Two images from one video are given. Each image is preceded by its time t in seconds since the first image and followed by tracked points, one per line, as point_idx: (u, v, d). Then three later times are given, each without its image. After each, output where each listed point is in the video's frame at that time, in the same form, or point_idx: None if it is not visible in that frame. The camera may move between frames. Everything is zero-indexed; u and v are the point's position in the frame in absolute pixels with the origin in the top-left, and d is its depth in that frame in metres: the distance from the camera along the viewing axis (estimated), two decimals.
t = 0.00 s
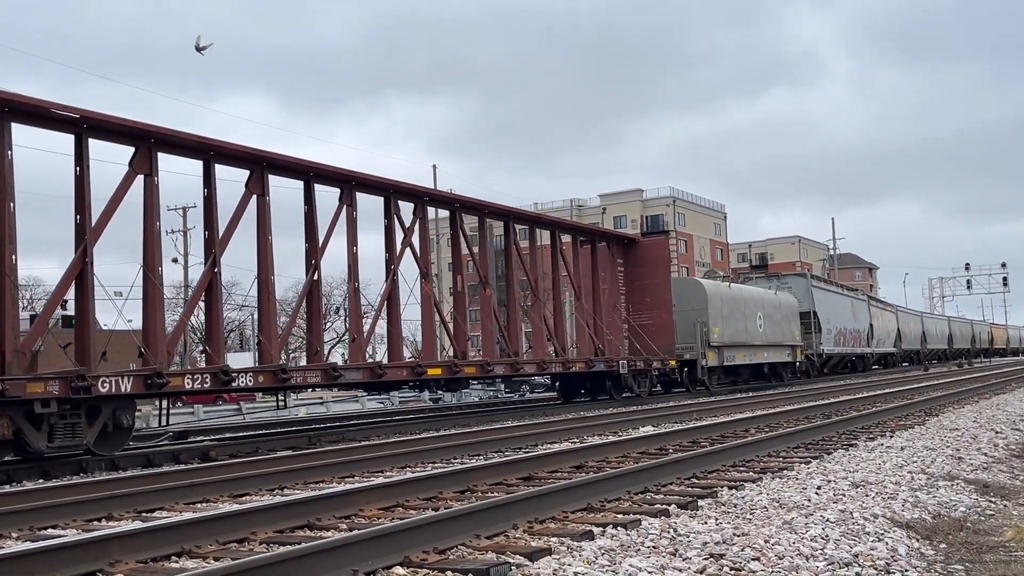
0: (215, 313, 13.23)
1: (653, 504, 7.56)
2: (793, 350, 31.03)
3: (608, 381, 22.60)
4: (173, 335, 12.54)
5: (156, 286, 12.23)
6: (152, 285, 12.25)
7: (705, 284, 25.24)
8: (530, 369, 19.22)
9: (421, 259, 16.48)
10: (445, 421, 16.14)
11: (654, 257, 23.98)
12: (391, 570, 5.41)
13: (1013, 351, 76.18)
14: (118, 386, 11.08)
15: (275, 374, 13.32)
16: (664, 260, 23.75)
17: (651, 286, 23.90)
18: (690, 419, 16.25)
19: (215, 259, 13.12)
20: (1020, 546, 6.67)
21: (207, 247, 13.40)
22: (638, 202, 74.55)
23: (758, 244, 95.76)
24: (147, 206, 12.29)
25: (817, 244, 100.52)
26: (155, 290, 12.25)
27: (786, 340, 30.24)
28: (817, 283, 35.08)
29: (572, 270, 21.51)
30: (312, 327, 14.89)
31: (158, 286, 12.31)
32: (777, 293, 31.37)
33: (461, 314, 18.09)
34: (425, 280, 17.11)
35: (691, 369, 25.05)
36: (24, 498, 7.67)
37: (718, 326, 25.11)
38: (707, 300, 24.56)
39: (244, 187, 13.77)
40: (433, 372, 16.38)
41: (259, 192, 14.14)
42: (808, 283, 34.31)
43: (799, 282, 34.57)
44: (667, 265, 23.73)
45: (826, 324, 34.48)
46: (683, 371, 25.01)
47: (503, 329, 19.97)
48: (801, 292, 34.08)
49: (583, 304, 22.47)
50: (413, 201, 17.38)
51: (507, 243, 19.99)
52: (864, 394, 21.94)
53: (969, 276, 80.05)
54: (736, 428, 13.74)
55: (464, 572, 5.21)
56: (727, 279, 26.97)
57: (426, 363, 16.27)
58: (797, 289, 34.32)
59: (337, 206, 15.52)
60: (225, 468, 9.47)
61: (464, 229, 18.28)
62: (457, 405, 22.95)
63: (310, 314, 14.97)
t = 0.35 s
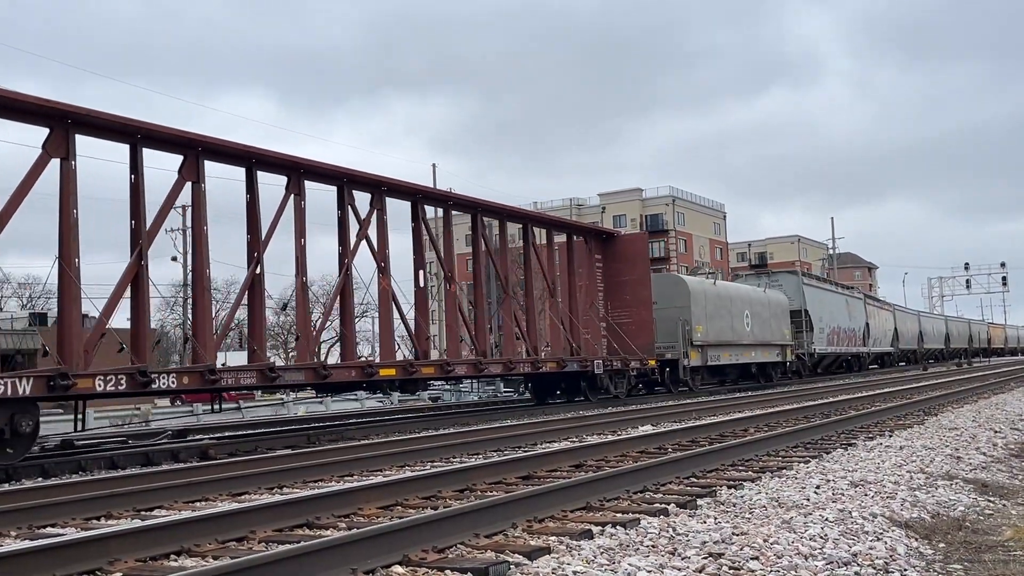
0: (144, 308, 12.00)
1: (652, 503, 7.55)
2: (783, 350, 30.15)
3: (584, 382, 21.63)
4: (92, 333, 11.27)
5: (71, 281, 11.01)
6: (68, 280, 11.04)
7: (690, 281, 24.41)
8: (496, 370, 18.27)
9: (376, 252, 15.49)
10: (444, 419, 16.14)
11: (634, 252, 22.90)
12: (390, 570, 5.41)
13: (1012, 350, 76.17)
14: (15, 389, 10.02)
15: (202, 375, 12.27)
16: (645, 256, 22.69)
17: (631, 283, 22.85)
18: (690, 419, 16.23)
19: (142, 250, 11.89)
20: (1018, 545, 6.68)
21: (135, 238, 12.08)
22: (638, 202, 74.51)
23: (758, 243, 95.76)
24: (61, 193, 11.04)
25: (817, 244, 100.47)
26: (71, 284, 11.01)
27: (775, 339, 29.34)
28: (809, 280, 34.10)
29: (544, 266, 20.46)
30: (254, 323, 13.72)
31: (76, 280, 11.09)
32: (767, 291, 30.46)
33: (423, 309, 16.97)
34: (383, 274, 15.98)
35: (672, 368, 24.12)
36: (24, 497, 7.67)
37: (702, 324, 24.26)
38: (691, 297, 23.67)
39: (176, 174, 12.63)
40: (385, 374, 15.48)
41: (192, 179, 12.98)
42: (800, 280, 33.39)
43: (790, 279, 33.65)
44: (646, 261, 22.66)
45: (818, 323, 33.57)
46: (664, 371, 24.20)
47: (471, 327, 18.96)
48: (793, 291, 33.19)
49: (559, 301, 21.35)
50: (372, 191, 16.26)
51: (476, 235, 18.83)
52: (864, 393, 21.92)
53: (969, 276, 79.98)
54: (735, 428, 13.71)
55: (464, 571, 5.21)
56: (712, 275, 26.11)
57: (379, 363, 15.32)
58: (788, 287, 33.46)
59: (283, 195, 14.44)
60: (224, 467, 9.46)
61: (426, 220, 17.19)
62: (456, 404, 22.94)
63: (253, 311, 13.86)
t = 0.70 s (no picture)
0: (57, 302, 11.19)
1: (650, 504, 7.55)
2: (771, 351, 29.28)
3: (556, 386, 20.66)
4: None
5: None
6: None
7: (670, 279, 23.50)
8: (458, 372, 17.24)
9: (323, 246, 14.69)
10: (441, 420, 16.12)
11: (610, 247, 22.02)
12: (388, 569, 5.40)
13: (1009, 351, 76.29)
14: None
15: (113, 378, 11.31)
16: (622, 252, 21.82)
17: (606, 281, 21.88)
18: (688, 420, 16.24)
19: (55, 241, 11.10)
20: (1015, 546, 6.70)
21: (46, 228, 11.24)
22: (636, 202, 74.53)
23: (756, 244, 95.87)
24: None
25: (814, 244, 100.56)
26: None
27: (762, 340, 28.44)
28: (799, 280, 33.16)
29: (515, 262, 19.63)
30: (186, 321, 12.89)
31: None
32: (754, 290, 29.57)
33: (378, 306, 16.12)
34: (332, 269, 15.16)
35: (651, 370, 23.14)
36: (20, 497, 7.65)
37: (683, 324, 23.38)
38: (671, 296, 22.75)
39: (96, 161, 12.00)
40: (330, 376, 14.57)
41: (116, 165, 12.37)
42: (789, 279, 32.47)
43: (779, 278, 32.69)
44: (622, 258, 21.71)
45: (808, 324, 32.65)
46: (643, 372, 23.37)
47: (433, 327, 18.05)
48: (782, 291, 32.24)
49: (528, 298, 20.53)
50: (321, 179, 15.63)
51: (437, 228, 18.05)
52: (863, 394, 21.92)
53: (967, 277, 80.07)
54: (733, 428, 13.71)
55: (461, 571, 5.21)
56: (695, 273, 25.26)
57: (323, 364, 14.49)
58: (777, 286, 32.56)
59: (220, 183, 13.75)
60: (222, 467, 9.44)
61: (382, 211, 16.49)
62: (453, 404, 22.93)
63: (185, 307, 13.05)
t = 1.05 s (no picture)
0: None
1: (647, 505, 7.55)
2: (757, 353, 28.60)
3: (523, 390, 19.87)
4: None
5: None
6: None
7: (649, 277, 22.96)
8: (413, 374, 16.18)
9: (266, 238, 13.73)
10: (439, 421, 16.12)
11: (582, 244, 21.13)
12: (385, 570, 5.40)
13: (1005, 352, 76.37)
14: None
15: (7, 382, 10.20)
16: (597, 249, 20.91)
17: (581, 279, 21.10)
18: (685, 421, 16.24)
19: None
20: (1012, 548, 6.70)
21: None
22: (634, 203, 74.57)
23: (754, 245, 95.92)
24: None
25: (812, 246, 100.63)
26: None
27: (748, 341, 27.79)
28: (786, 278, 32.23)
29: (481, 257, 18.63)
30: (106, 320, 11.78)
31: None
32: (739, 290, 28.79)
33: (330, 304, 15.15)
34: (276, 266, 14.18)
35: (629, 372, 22.51)
36: (18, 497, 7.65)
37: (662, 324, 22.85)
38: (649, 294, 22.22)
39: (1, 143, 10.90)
40: (265, 379, 13.47)
41: (24, 148, 11.28)
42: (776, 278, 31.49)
43: (766, 278, 31.71)
44: (598, 257, 20.93)
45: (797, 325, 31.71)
46: (621, 375, 22.69)
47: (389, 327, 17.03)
48: (769, 290, 31.35)
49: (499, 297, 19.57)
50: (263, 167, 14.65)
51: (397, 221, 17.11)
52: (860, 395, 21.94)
53: (964, 278, 80.18)
54: (730, 430, 13.73)
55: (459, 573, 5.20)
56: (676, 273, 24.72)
57: (256, 367, 13.36)
58: (764, 285, 31.71)
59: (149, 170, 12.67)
60: (220, 467, 9.44)
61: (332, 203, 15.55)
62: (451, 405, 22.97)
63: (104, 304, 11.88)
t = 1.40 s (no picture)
0: None
1: (645, 506, 7.56)
2: (743, 354, 27.79)
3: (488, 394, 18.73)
4: None
5: None
6: None
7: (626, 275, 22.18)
8: (361, 377, 15.16)
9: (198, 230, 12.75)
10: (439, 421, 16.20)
11: (555, 241, 20.18)
12: (383, 571, 5.40)
13: (1002, 354, 76.40)
14: None
15: None
16: (570, 246, 19.96)
17: (553, 277, 20.15)
18: (683, 421, 16.25)
19: None
20: (1009, 550, 6.70)
21: None
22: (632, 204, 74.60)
23: (751, 247, 95.97)
24: None
25: (809, 248, 100.71)
26: None
27: (733, 342, 26.97)
28: (773, 276, 31.16)
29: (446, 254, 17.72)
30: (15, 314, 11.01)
31: None
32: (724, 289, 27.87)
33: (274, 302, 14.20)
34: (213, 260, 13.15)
35: (604, 373, 21.70)
36: (16, 498, 7.65)
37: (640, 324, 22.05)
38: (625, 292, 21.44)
39: None
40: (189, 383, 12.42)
41: None
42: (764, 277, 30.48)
43: (754, 277, 30.67)
44: (571, 253, 19.99)
45: (785, 326, 30.70)
46: (595, 377, 21.79)
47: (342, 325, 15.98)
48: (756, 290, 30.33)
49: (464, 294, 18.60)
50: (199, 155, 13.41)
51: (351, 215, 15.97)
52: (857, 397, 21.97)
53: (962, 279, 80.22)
54: (728, 431, 13.74)
55: (457, 573, 5.20)
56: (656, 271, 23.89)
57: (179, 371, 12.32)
58: (751, 285, 30.67)
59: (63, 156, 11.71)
60: (218, 469, 9.43)
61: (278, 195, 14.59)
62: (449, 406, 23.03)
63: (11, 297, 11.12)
